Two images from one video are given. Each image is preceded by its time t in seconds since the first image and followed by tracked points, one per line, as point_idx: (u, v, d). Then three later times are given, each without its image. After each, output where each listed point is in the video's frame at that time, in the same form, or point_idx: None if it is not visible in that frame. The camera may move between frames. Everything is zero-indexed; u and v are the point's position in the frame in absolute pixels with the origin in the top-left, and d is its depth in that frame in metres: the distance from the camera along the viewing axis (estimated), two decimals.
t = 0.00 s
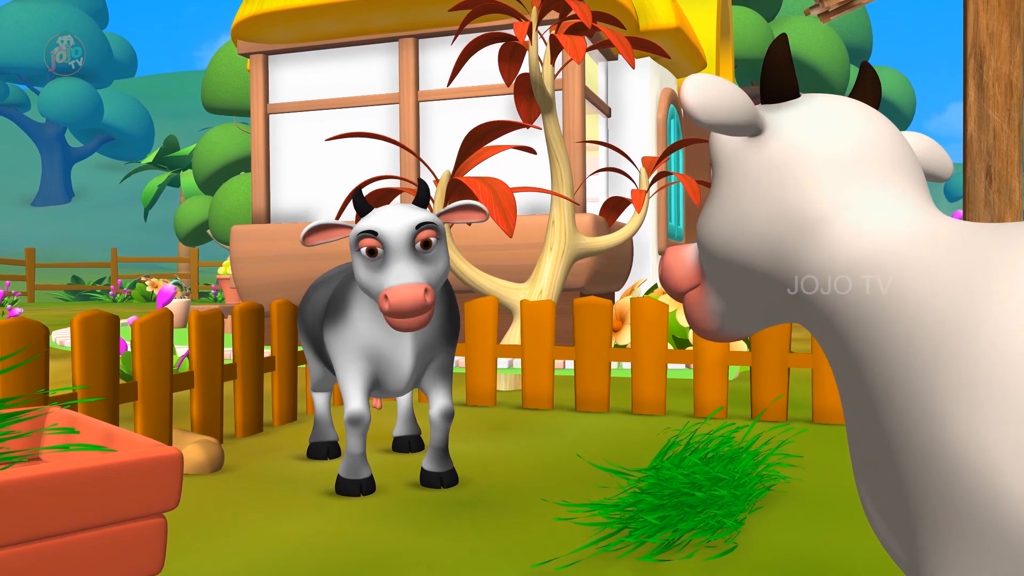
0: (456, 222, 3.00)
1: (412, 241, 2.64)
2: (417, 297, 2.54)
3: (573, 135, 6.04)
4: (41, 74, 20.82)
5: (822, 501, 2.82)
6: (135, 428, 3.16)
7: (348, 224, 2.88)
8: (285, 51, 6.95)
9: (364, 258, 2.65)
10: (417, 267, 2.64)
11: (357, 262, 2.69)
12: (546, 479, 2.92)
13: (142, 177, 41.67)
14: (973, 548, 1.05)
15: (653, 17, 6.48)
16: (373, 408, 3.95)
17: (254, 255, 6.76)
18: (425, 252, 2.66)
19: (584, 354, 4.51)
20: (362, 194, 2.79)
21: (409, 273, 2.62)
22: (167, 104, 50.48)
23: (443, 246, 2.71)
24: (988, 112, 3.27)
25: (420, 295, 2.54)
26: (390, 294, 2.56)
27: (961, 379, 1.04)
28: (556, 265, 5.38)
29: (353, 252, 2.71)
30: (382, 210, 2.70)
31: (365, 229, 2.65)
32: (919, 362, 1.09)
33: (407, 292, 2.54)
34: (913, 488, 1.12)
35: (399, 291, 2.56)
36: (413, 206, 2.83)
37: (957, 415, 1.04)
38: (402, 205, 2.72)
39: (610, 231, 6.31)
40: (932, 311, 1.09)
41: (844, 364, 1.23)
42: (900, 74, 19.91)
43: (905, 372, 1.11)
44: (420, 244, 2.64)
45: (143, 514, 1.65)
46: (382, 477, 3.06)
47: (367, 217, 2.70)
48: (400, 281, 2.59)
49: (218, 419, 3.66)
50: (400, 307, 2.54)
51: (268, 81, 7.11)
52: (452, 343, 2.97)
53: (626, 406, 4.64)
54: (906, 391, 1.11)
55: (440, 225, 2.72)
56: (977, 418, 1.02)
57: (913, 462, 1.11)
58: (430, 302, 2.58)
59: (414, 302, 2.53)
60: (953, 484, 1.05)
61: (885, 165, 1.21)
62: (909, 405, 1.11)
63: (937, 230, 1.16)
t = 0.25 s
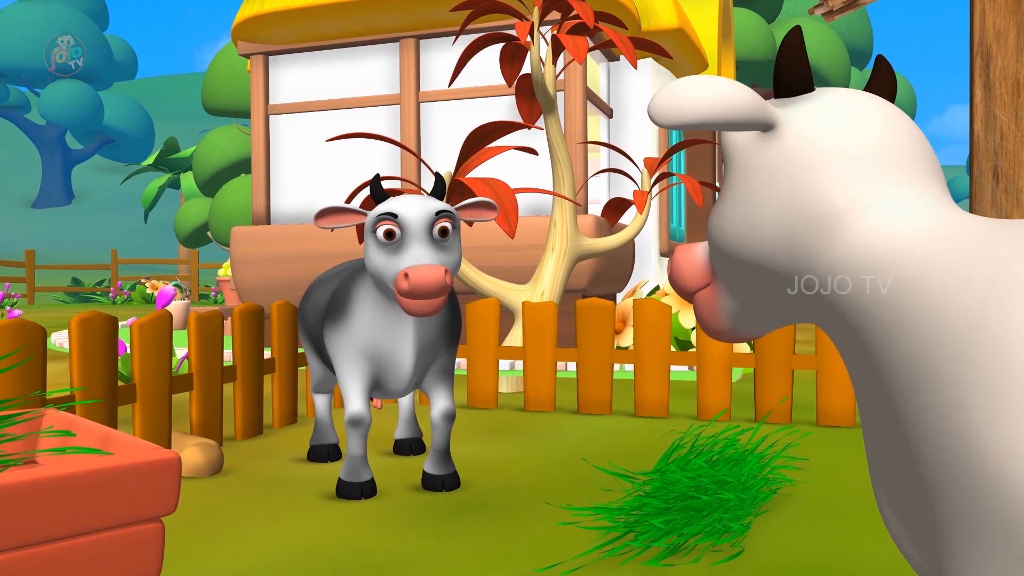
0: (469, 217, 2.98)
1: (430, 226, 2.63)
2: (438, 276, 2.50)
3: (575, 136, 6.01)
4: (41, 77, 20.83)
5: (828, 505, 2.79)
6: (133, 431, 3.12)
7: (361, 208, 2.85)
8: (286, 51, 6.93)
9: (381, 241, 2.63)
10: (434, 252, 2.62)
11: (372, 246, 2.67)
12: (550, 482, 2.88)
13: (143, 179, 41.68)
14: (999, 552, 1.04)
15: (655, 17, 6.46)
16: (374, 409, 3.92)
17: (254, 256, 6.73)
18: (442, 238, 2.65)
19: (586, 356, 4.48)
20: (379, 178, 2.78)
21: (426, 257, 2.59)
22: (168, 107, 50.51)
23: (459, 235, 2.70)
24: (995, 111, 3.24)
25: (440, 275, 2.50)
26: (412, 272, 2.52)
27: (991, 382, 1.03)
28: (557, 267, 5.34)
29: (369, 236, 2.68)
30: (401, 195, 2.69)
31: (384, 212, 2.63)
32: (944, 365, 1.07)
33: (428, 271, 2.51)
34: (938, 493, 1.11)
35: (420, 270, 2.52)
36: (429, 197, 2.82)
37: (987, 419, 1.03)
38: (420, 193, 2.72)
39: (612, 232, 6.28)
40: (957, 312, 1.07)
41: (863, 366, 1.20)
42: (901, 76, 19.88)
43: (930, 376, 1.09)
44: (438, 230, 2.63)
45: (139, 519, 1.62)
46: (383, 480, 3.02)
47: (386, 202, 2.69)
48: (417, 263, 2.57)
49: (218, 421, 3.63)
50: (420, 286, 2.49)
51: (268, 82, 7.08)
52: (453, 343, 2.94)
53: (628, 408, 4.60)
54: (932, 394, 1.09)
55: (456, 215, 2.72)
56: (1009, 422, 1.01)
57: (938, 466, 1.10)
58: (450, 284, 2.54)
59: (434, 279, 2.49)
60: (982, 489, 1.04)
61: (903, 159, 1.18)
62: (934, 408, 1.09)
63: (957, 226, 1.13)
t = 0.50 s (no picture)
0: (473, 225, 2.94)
1: (435, 237, 2.59)
2: (442, 291, 2.47)
3: (577, 136, 5.99)
4: (42, 79, 20.82)
5: (835, 508, 2.76)
6: (132, 434, 3.09)
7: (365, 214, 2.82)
8: (287, 52, 6.91)
9: (385, 251, 2.59)
10: (438, 264, 2.59)
11: (376, 256, 2.63)
12: (554, 485, 2.86)
13: (144, 180, 41.66)
14: (1023, 546, 1.07)
15: (657, 18, 6.44)
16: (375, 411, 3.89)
17: (254, 258, 6.70)
18: (447, 249, 2.61)
19: (589, 357, 4.44)
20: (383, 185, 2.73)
21: (431, 269, 2.56)
22: (168, 109, 50.51)
23: (463, 245, 2.67)
24: (1002, 111, 3.21)
25: (446, 290, 2.47)
26: (416, 285, 2.50)
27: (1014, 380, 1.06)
28: (559, 268, 5.31)
29: (373, 245, 2.65)
30: (405, 203, 2.65)
31: (389, 221, 2.59)
32: (967, 363, 1.09)
33: (434, 286, 2.48)
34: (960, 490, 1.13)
35: (425, 284, 2.49)
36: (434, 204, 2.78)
37: (1017, 416, 1.05)
38: (425, 201, 2.68)
39: (613, 233, 6.24)
40: (980, 309, 1.09)
41: (879, 363, 1.22)
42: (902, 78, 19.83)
43: (952, 374, 1.11)
44: (443, 241, 2.60)
45: (137, 523, 1.59)
46: (384, 483, 2.99)
47: (390, 211, 2.65)
48: (422, 276, 2.54)
49: (217, 423, 3.59)
50: (425, 302, 2.46)
51: (268, 83, 7.06)
52: (455, 348, 2.90)
53: (631, 410, 4.57)
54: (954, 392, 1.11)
55: (461, 224, 2.69)
56: None
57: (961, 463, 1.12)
58: (454, 299, 2.51)
59: (438, 293, 2.46)
60: (1006, 485, 1.07)
61: (921, 155, 1.19)
62: (956, 405, 1.11)
63: (976, 223, 1.15)
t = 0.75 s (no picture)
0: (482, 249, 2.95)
1: (440, 271, 2.55)
2: (445, 332, 2.45)
3: (579, 137, 5.96)
4: (42, 81, 20.79)
5: (842, 511, 2.72)
6: (130, 436, 3.06)
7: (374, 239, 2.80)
8: (288, 53, 6.88)
9: (388, 282, 2.55)
10: (442, 299, 2.55)
11: (378, 284, 2.58)
12: (557, 488, 2.82)
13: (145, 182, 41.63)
14: None
15: (659, 18, 6.42)
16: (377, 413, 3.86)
17: (254, 259, 6.66)
18: (451, 283, 2.58)
19: (591, 359, 4.42)
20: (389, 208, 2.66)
21: (434, 304, 2.52)
22: (169, 111, 50.50)
23: (468, 277, 2.64)
24: (1009, 110, 3.17)
25: (449, 331, 2.45)
26: (417, 327, 2.46)
27: None
28: (561, 270, 5.29)
29: (376, 273, 2.60)
30: (411, 234, 2.59)
31: (394, 253, 2.55)
32: (981, 357, 1.10)
33: (435, 328, 2.45)
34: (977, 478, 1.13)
35: (427, 324, 2.46)
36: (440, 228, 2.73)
37: None
38: (432, 228, 2.63)
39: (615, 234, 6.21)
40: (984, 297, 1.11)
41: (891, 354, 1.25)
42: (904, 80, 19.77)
43: (961, 361, 1.13)
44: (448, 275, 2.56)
45: (137, 528, 1.56)
46: (386, 487, 2.96)
47: (395, 239, 2.60)
48: (425, 313, 2.50)
49: (218, 425, 3.56)
50: (428, 342, 2.44)
51: (269, 84, 7.03)
52: (457, 352, 2.88)
53: (634, 412, 4.54)
54: (963, 382, 1.13)
55: (467, 255, 2.65)
56: None
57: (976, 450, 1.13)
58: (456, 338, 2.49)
59: (440, 336, 2.44)
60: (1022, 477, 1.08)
61: (936, 149, 1.23)
62: (966, 392, 1.13)
63: (992, 215, 1.17)
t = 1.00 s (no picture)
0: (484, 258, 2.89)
1: (443, 291, 2.51)
2: (446, 354, 2.42)
3: (580, 138, 5.93)
4: (42, 83, 20.77)
5: (849, 514, 2.69)
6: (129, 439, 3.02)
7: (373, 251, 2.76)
8: (288, 53, 6.86)
9: (390, 300, 2.51)
10: (444, 318, 2.52)
11: (380, 300, 2.55)
12: (561, 491, 2.79)
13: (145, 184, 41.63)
14: None
15: (660, 19, 6.39)
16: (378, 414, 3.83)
17: (254, 261, 6.64)
18: (454, 303, 2.54)
19: (594, 361, 4.39)
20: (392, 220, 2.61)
21: (436, 324, 2.49)
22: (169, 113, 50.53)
23: (471, 294, 2.60)
24: (1016, 109, 3.14)
25: (450, 353, 2.42)
26: (418, 349, 2.43)
27: None
28: (563, 271, 5.26)
29: (378, 288, 2.57)
30: (413, 250, 2.55)
31: (397, 271, 2.50)
32: (1006, 356, 1.09)
33: (437, 350, 2.42)
34: (1002, 480, 1.12)
35: (428, 346, 2.43)
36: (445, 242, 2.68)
37: None
38: (436, 245, 2.58)
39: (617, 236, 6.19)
40: (1007, 298, 1.10)
41: (908, 351, 1.24)
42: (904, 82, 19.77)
43: (984, 362, 1.11)
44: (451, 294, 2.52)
45: (133, 533, 1.53)
46: (387, 490, 2.93)
47: (398, 255, 2.55)
48: (426, 334, 2.47)
49: (217, 428, 3.53)
50: (428, 364, 2.41)
51: (270, 84, 7.01)
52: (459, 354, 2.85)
53: (637, 414, 4.51)
54: (986, 383, 1.12)
55: (472, 273, 2.60)
56: None
57: (1000, 451, 1.12)
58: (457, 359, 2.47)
59: (441, 358, 2.42)
60: None
61: (957, 142, 1.21)
62: (991, 393, 1.11)
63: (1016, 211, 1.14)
